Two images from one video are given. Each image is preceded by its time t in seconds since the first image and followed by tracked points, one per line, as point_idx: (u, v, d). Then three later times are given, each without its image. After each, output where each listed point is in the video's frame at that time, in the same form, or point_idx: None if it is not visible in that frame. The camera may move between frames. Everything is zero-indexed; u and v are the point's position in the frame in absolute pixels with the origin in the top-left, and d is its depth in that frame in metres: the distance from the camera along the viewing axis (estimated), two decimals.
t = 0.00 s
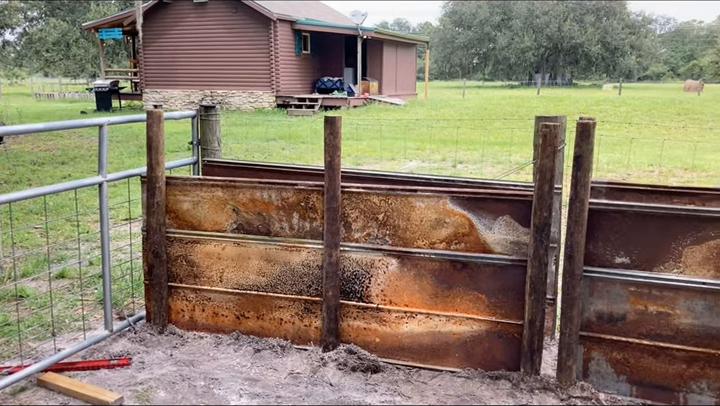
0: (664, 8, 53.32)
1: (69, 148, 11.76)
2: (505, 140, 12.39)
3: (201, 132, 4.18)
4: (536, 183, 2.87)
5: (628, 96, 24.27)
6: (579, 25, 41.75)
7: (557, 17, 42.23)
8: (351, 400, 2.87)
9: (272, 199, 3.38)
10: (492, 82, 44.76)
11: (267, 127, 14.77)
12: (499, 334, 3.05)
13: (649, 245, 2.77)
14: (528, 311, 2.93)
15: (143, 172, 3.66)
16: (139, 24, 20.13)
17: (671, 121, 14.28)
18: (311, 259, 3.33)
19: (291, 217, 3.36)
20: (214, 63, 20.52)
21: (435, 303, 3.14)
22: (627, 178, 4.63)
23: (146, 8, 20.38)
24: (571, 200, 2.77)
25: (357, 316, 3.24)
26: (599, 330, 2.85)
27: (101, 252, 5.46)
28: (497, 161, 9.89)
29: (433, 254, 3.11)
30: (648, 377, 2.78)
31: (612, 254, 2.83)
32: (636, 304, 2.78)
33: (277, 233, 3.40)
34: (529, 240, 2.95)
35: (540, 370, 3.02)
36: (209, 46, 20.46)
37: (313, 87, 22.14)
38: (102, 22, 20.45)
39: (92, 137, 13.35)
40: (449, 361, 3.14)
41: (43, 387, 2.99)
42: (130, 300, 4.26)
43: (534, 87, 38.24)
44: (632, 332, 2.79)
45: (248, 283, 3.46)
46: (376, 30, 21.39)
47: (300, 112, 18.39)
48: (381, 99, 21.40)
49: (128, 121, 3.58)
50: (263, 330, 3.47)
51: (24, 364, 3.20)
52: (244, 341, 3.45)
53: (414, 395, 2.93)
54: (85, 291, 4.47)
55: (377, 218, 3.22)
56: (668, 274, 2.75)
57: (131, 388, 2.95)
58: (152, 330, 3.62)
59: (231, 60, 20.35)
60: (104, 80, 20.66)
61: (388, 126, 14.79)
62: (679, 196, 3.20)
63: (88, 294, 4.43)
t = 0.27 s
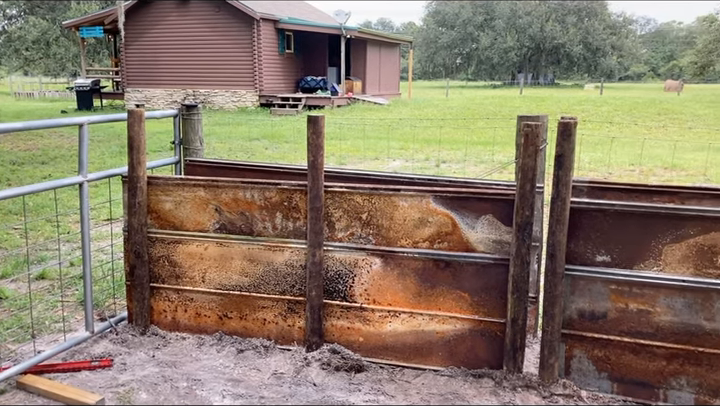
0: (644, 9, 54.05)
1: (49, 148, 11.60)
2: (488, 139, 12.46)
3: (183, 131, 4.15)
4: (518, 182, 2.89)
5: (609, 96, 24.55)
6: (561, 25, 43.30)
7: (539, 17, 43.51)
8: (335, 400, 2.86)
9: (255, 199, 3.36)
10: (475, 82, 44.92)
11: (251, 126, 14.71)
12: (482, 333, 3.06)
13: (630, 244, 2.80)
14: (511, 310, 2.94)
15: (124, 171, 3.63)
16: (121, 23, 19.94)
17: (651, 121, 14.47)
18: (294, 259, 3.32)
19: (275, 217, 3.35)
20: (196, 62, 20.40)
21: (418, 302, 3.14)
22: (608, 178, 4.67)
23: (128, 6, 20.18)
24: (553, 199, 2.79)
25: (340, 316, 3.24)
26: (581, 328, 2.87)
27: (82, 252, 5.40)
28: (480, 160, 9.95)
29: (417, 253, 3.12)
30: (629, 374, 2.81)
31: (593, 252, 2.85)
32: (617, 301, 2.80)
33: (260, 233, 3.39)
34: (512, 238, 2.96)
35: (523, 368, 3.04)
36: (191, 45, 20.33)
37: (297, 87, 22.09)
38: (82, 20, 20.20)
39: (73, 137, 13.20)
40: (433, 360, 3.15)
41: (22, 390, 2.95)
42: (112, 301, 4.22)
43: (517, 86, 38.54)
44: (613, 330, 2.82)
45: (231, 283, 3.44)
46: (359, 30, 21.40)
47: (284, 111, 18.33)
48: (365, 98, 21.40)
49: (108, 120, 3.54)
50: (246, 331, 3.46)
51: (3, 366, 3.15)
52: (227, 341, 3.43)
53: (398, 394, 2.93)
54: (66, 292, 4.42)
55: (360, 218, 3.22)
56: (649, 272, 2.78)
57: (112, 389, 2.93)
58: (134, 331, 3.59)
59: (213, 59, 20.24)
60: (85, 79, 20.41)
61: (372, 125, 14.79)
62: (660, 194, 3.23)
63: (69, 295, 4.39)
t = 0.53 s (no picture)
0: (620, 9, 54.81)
1: (26, 148, 11.44)
2: (468, 139, 12.54)
3: (162, 131, 4.12)
4: (497, 181, 2.91)
5: (588, 96, 24.84)
6: (540, 25, 42.92)
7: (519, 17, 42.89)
8: (316, 399, 2.86)
9: (235, 199, 3.35)
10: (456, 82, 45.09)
11: (232, 126, 14.65)
12: (462, 331, 3.08)
13: (607, 242, 2.83)
14: (490, 308, 2.96)
15: (102, 171, 3.59)
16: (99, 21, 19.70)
17: (628, 121, 14.65)
18: (275, 259, 3.31)
19: (255, 217, 3.34)
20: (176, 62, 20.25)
21: (399, 301, 3.15)
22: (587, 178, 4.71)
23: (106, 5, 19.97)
24: (533, 198, 2.81)
25: (322, 315, 3.23)
26: (560, 326, 2.90)
27: (60, 253, 5.34)
28: (461, 160, 10.02)
29: (398, 252, 3.13)
30: (608, 371, 2.84)
31: (572, 250, 2.87)
32: (596, 299, 2.83)
33: (240, 233, 3.37)
34: (492, 237, 2.98)
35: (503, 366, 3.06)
36: (171, 44, 20.17)
37: (277, 87, 22.02)
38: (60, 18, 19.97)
39: (51, 136, 13.02)
40: (414, 359, 3.16)
41: None
42: (91, 303, 4.17)
43: (497, 86, 38.78)
44: (592, 327, 2.85)
45: (211, 284, 3.42)
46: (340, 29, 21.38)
47: (265, 111, 18.26)
48: (346, 98, 21.41)
49: (87, 120, 3.51)
50: (227, 331, 3.44)
51: None
52: (207, 342, 3.42)
53: (379, 393, 2.93)
54: (43, 294, 4.38)
55: (341, 217, 3.22)
56: (626, 270, 2.81)
57: (91, 392, 2.89)
58: (113, 333, 3.56)
59: (194, 58, 20.10)
60: (62, 78, 20.13)
61: (353, 125, 14.81)
62: (637, 193, 3.27)
63: (46, 297, 4.34)
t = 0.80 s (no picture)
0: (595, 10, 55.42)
1: None
2: (446, 138, 12.59)
3: (138, 130, 4.07)
4: (474, 181, 2.92)
5: (564, 96, 25.07)
6: (517, 26, 43.15)
7: (496, 17, 42.81)
8: (295, 400, 2.85)
9: (212, 199, 3.32)
10: (434, 82, 45.07)
11: (209, 125, 14.54)
12: (440, 330, 3.09)
13: (582, 241, 2.86)
14: (468, 307, 2.98)
15: (77, 172, 3.54)
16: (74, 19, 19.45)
17: (604, 121, 14.82)
18: (253, 259, 3.29)
19: (232, 217, 3.32)
20: (153, 60, 20.06)
21: (378, 300, 3.16)
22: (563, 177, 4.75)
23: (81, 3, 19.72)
24: (509, 197, 2.83)
25: (300, 315, 3.23)
26: (537, 324, 2.92)
27: (34, 255, 5.25)
28: (440, 159, 10.04)
29: (376, 251, 3.13)
30: (583, 368, 2.87)
31: (548, 249, 2.90)
32: (572, 297, 2.86)
33: (217, 233, 3.35)
34: (469, 236, 2.99)
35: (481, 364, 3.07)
36: (148, 43, 19.98)
37: (256, 86, 21.91)
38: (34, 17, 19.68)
39: (23, 136, 12.79)
40: (392, 358, 3.16)
41: None
42: (65, 305, 4.10)
43: (475, 86, 38.92)
44: (568, 325, 2.88)
45: (188, 285, 3.40)
46: (318, 29, 21.32)
47: (243, 110, 18.14)
48: (324, 97, 21.36)
49: (60, 119, 3.45)
50: (205, 332, 3.41)
51: None
52: (185, 344, 3.39)
53: (358, 393, 2.93)
54: (17, 296, 4.30)
55: (319, 217, 3.21)
56: (602, 267, 2.84)
57: (66, 395, 2.85)
58: (89, 335, 3.51)
59: (171, 57, 19.92)
60: (36, 77, 19.80)
61: (331, 124, 14.77)
62: (612, 191, 3.30)
63: (20, 299, 4.27)
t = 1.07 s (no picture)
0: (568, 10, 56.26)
1: None
2: (422, 138, 12.66)
3: (110, 130, 4.03)
4: (448, 179, 2.94)
5: (538, 96, 25.42)
6: (492, 26, 43.95)
7: (471, 18, 43.70)
8: (271, 400, 2.84)
9: (185, 199, 3.30)
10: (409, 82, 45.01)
11: (185, 125, 14.42)
12: (416, 328, 3.10)
13: (555, 239, 2.89)
14: (443, 305, 3.00)
15: (48, 172, 3.48)
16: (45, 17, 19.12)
17: (576, 120, 15.04)
18: (228, 260, 3.27)
19: (206, 217, 3.29)
20: (127, 59, 19.82)
21: (353, 300, 3.16)
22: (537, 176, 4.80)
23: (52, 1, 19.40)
24: (483, 196, 2.85)
25: (275, 315, 3.21)
26: (511, 321, 2.95)
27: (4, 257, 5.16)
28: (416, 158, 10.09)
29: (352, 251, 3.13)
30: (556, 364, 2.91)
31: (521, 247, 2.93)
32: (545, 295, 2.89)
33: (191, 233, 3.32)
34: (444, 235, 3.01)
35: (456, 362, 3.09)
36: (121, 42, 19.74)
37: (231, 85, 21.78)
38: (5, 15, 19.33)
39: None
40: (367, 357, 3.17)
41: None
42: (36, 307, 4.04)
43: (450, 86, 39.24)
44: (542, 322, 2.91)
45: (162, 286, 3.36)
46: (295, 28, 21.23)
47: (219, 109, 18.01)
48: (301, 97, 21.31)
49: (30, 118, 3.40)
50: (179, 334, 3.38)
51: None
52: (159, 345, 3.35)
53: (333, 393, 2.93)
54: None
55: (294, 216, 3.20)
56: (574, 265, 2.87)
57: (36, 399, 2.81)
58: (60, 337, 3.45)
59: (145, 56, 19.70)
60: (7, 76, 19.43)
61: (308, 124, 14.76)
62: (584, 190, 3.34)
63: None
